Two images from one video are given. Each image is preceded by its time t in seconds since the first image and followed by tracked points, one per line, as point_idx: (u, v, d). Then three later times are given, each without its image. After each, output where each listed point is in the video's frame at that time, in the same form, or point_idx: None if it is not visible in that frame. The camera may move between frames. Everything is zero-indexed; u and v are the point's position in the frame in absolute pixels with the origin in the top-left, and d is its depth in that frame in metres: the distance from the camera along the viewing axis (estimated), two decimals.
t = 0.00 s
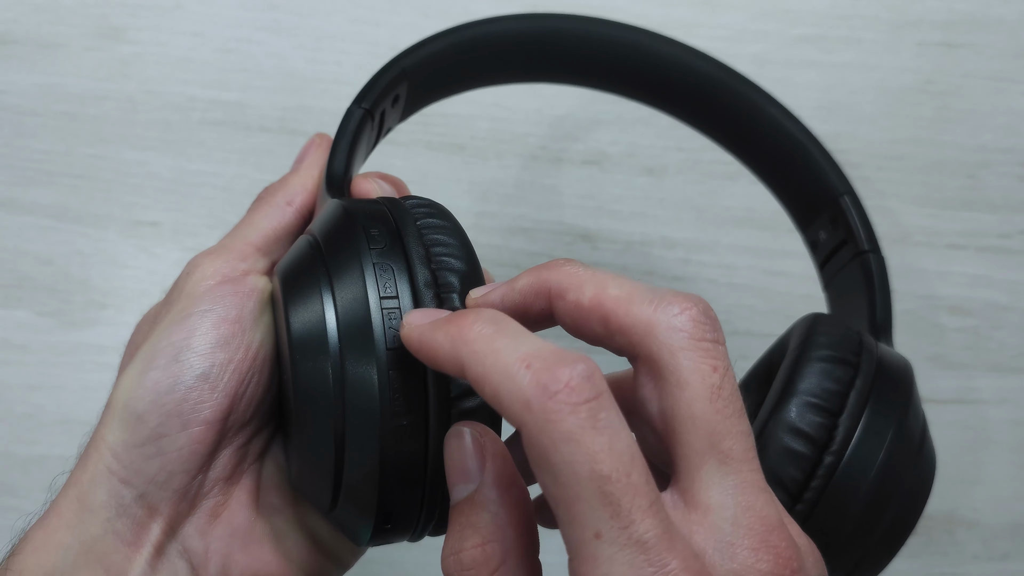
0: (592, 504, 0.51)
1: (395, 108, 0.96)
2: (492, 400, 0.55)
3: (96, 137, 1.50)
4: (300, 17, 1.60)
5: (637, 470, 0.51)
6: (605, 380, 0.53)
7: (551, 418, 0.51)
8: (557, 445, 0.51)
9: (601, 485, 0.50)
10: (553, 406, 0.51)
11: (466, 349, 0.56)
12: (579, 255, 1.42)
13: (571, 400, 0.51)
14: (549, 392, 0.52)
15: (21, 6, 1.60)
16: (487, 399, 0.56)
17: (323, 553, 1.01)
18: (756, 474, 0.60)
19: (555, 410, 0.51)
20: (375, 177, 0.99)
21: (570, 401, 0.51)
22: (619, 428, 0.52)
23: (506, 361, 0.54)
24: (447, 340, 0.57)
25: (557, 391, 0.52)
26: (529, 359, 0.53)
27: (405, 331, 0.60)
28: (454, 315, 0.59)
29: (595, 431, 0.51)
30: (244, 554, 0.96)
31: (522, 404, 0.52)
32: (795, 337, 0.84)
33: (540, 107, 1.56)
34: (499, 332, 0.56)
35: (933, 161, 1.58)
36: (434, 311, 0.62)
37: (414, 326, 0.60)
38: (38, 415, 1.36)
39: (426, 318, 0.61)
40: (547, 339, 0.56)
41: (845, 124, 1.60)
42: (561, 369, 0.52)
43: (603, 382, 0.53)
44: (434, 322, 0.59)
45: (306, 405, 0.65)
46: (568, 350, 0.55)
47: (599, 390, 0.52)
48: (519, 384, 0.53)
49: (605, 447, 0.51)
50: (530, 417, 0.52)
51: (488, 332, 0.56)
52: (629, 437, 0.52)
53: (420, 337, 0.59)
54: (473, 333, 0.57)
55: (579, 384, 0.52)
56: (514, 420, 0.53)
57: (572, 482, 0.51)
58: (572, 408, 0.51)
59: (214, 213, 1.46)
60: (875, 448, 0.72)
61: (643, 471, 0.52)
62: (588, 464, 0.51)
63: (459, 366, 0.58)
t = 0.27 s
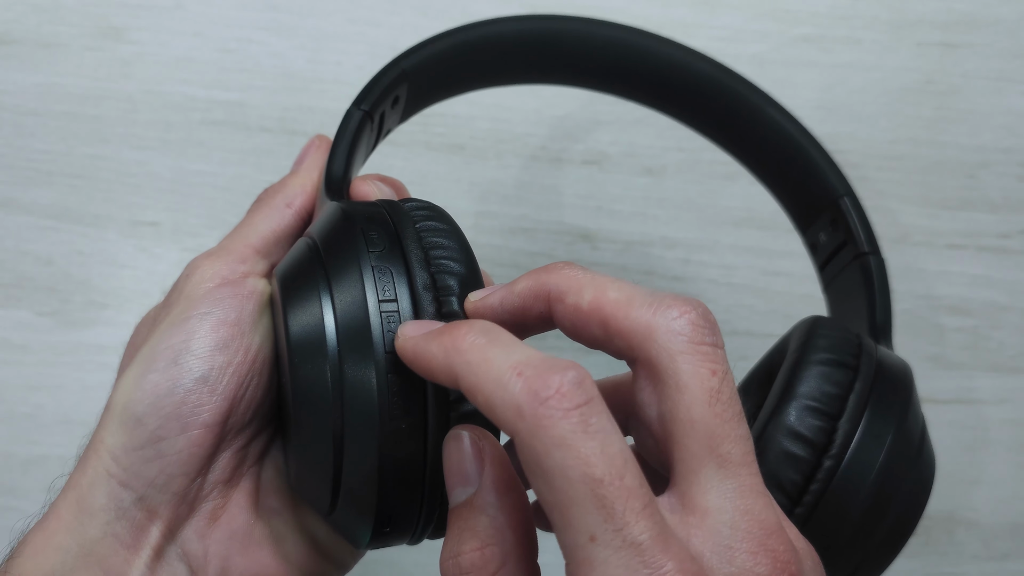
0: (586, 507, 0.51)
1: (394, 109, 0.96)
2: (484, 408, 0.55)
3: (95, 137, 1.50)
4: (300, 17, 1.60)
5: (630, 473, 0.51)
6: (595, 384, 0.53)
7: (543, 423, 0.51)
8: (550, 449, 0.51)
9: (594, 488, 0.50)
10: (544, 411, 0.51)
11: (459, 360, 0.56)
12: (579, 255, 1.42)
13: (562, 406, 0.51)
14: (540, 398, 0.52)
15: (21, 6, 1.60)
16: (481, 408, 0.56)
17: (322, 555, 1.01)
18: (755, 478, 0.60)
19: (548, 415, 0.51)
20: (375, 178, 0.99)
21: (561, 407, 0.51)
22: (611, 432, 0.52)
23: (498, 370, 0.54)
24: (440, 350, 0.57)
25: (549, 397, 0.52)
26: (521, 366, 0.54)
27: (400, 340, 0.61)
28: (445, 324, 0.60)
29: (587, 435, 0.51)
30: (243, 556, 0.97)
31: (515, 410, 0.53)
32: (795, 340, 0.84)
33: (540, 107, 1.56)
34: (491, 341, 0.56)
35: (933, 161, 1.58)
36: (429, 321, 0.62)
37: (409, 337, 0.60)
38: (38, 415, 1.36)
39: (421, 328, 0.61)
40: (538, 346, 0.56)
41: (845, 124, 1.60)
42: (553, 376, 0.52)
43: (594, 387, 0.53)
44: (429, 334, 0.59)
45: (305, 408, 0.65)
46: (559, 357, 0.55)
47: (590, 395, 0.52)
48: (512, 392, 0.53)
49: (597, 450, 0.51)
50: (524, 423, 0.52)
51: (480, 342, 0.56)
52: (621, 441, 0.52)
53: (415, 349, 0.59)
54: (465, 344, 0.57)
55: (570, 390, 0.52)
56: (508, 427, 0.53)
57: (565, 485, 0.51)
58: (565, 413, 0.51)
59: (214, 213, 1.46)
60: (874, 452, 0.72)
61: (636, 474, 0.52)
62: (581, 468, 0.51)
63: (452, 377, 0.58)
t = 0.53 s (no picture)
0: (584, 510, 0.51)
1: (397, 109, 0.95)
2: (483, 412, 0.55)
3: (95, 137, 1.50)
4: (300, 17, 1.60)
5: (629, 476, 0.51)
6: (593, 389, 0.53)
7: (541, 428, 0.51)
8: (547, 452, 0.51)
9: (593, 491, 0.50)
10: (541, 416, 0.52)
11: (456, 361, 0.57)
12: (579, 255, 1.42)
13: (559, 410, 0.52)
14: (538, 403, 0.52)
15: (21, 6, 1.60)
16: (478, 410, 0.56)
17: (324, 555, 1.01)
18: (757, 479, 0.60)
19: (546, 420, 0.52)
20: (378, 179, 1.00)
21: (558, 411, 0.52)
22: (609, 435, 0.52)
23: (496, 373, 0.54)
24: (438, 351, 0.58)
25: (546, 402, 0.52)
26: (518, 371, 0.54)
27: (399, 338, 0.61)
28: (444, 325, 0.59)
29: (585, 439, 0.51)
30: (245, 557, 0.97)
31: (513, 415, 0.53)
32: (797, 341, 0.84)
33: (540, 107, 1.56)
34: (489, 344, 0.56)
35: (933, 162, 1.58)
36: (428, 319, 0.62)
37: (406, 334, 0.60)
38: (38, 415, 1.36)
39: (418, 327, 0.61)
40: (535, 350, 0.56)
41: (845, 124, 1.60)
42: (551, 381, 0.53)
43: (592, 392, 0.53)
44: (427, 333, 0.60)
45: (307, 409, 0.65)
46: (556, 362, 0.55)
47: (587, 400, 0.52)
48: (510, 395, 0.53)
49: (595, 453, 0.51)
50: (522, 427, 0.52)
51: (478, 345, 0.56)
52: (619, 444, 0.52)
53: (413, 346, 0.59)
54: (462, 346, 0.57)
55: (567, 395, 0.52)
56: (506, 430, 0.54)
57: (563, 488, 0.51)
58: (564, 417, 0.52)
59: (214, 213, 1.46)
60: (877, 454, 0.72)
61: (634, 477, 0.52)
62: (579, 471, 0.51)
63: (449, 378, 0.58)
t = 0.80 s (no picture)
0: (609, 507, 0.51)
1: (401, 109, 0.95)
2: (513, 395, 0.55)
3: (95, 136, 1.50)
4: (300, 17, 1.60)
5: (655, 476, 0.52)
6: (628, 385, 0.53)
7: (575, 418, 0.52)
8: (577, 447, 0.52)
9: (620, 489, 0.51)
10: (577, 406, 0.52)
11: (490, 340, 0.56)
12: (580, 255, 1.42)
13: (595, 401, 0.52)
14: (574, 392, 0.52)
15: (21, 6, 1.60)
16: (507, 392, 0.56)
17: (328, 555, 1.01)
18: (763, 483, 0.60)
19: (580, 410, 0.52)
20: (383, 178, 0.99)
21: (593, 403, 0.52)
22: (639, 433, 0.52)
23: (531, 357, 0.54)
24: (469, 328, 0.57)
25: (583, 391, 0.52)
26: (556, 356, 0.54)
27: (425, 310, 0.60)
28: (476, 303, 0.59)
29: (618, 435, 0.52)
30: (249, 556, 0.97)
31: (546, 401, 0.53)
32: (801, 342, 0.84)
33: (540, 107, 1.56)
34: (525, 327, 0.56)
35: (933, 162, 1.58)
36: (458, 294, 0.62)
37: (434, 307, 0.60)
38: (38, 415, 1.36)
39: (447, 300, 0.61)
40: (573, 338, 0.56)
41: (845, 124, 1.60)
42: (588, 370, 0.53)
43: (626, 388, 0.53)
44: (457, 308, 0.59)
45: (311, 409, 0.65)
46: (596, 352, 0.55)
47: (622, 394, 0.53)
48: (544, 381, 0.53)
49: (625, 451, 0.51)
50: (554, 414, 0.52)
51: (513, 327, 0.56)
52: (648, 443, 0.53)
53: (441, 320, 0.59)
54: (497, 326, 0.57)
55: (604, 386, 0.52)
56: (537, 416, 0.54)
57: (590, 485, 0.51)
58: (599, 409, 0.52)
59: (214, 213, 1.46)
60: (881, 457, 0.72)
61: (660, 477, 0.52)
62: (608, 467, 0.51)
63: (478, 355, 0.58)
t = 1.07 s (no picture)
0: (601, 502, 0.51)
1: (400, 108, 0.95)
2: (504, 402, 0.56)
3: (95, 136, 1.50)
4: (300, 17, 1.60)
5: (647, 469, 0.52)
6: (615, 382, 0.54)
7: (562, 416, 0.52)
8: (567, 442, 0.52)
9: (611, 483, 0.51)
10: (564, 404, 0.52)
11: (479, 353, 0.57)
12: (579, 255, 1.42)
13: (582, 399, 0.52)
14: (561, 392, 0.53)
15: (21, 6, 1.60)
16: (500, 402, 0.56)
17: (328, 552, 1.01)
18: (764, 477, 0.60)
19: (567, 409, 0.52)
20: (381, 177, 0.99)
21: (581, 401, 0.52)
22: (628, 427, 0.53)
23: (519, 362, 0.55)
24: (460, 342, 0.58)
25: (569, 391, 0.53)
26: (543, 360, 0.55)
27: (417, 332, 0.61)
28: (466, 320, 0.60)
29: (606, 430, 0.52)
30: (249, 553, 0.97)
31: (534, 402, 0.53)
32: (798, 341, 0.83)
33: (540, 107, 1.56)
34: (512, 336, 0.57)
35: (932, 161, 1.58)
36: (449, 316, 0.63)
37: (426, 329, 0.61)
38: (39, 415, 1.36)
39: (438, 322, 0.62)
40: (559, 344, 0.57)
41: (845, 124, 1.60)
42: (573, 371, 0.53)
43: (613, 385, 0.54)
44: (448, 326, 0.60)
45: (312, 407, 0.65)
46: (580, 355, 0.55)
47: (610, 392, 0.53)
48: (532, 384, 0.54)
49: (615, 445, 0.52)
50: (543, 414, 0.53)
51: (501, 338, 0.57)
52: (638, 436, 0.53)
53: (433, 339, 0.59)
54: (486, 338, 0.58)
55: (590, 385, 0.53)
56: (526, 419, 0.54)
57: (582, 479, 0.51)
58: (585, 407, 0.52)
59: (214, 213, 1.46)
60: (877, 455, 0.72)
61: (652, 470, 0.52)
62: (598, 462, 0.51)
63: (470, 371, 0.58)
